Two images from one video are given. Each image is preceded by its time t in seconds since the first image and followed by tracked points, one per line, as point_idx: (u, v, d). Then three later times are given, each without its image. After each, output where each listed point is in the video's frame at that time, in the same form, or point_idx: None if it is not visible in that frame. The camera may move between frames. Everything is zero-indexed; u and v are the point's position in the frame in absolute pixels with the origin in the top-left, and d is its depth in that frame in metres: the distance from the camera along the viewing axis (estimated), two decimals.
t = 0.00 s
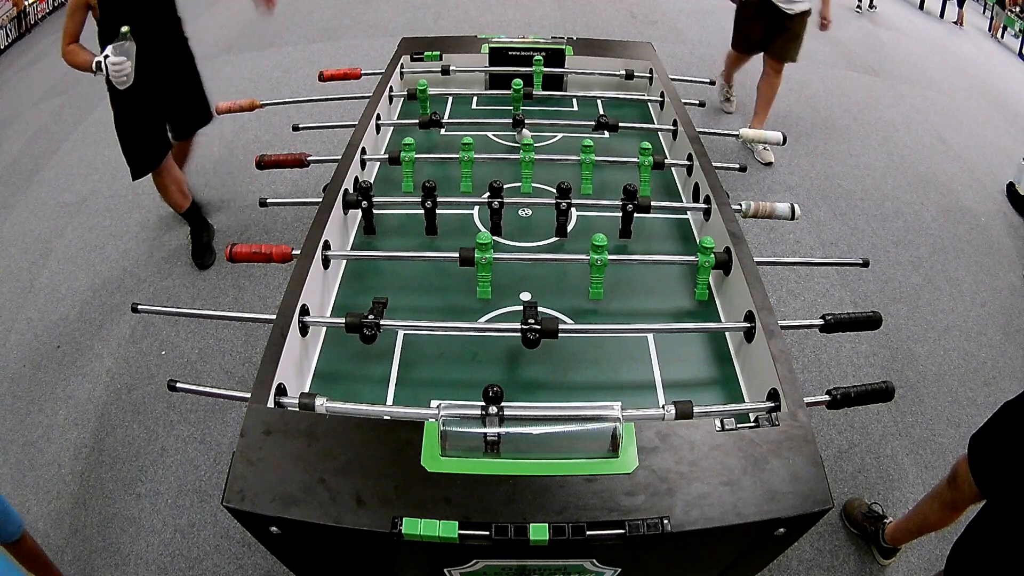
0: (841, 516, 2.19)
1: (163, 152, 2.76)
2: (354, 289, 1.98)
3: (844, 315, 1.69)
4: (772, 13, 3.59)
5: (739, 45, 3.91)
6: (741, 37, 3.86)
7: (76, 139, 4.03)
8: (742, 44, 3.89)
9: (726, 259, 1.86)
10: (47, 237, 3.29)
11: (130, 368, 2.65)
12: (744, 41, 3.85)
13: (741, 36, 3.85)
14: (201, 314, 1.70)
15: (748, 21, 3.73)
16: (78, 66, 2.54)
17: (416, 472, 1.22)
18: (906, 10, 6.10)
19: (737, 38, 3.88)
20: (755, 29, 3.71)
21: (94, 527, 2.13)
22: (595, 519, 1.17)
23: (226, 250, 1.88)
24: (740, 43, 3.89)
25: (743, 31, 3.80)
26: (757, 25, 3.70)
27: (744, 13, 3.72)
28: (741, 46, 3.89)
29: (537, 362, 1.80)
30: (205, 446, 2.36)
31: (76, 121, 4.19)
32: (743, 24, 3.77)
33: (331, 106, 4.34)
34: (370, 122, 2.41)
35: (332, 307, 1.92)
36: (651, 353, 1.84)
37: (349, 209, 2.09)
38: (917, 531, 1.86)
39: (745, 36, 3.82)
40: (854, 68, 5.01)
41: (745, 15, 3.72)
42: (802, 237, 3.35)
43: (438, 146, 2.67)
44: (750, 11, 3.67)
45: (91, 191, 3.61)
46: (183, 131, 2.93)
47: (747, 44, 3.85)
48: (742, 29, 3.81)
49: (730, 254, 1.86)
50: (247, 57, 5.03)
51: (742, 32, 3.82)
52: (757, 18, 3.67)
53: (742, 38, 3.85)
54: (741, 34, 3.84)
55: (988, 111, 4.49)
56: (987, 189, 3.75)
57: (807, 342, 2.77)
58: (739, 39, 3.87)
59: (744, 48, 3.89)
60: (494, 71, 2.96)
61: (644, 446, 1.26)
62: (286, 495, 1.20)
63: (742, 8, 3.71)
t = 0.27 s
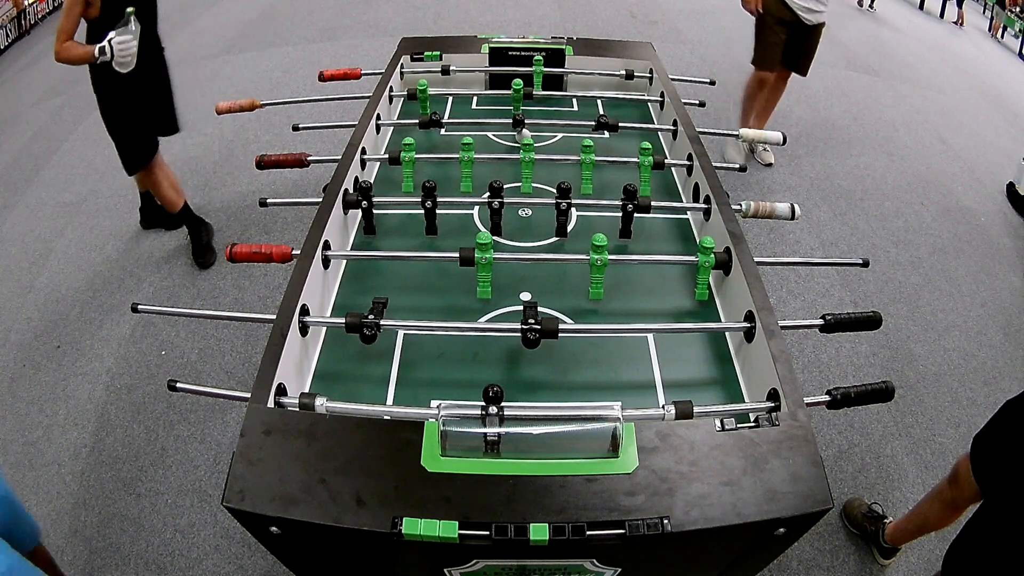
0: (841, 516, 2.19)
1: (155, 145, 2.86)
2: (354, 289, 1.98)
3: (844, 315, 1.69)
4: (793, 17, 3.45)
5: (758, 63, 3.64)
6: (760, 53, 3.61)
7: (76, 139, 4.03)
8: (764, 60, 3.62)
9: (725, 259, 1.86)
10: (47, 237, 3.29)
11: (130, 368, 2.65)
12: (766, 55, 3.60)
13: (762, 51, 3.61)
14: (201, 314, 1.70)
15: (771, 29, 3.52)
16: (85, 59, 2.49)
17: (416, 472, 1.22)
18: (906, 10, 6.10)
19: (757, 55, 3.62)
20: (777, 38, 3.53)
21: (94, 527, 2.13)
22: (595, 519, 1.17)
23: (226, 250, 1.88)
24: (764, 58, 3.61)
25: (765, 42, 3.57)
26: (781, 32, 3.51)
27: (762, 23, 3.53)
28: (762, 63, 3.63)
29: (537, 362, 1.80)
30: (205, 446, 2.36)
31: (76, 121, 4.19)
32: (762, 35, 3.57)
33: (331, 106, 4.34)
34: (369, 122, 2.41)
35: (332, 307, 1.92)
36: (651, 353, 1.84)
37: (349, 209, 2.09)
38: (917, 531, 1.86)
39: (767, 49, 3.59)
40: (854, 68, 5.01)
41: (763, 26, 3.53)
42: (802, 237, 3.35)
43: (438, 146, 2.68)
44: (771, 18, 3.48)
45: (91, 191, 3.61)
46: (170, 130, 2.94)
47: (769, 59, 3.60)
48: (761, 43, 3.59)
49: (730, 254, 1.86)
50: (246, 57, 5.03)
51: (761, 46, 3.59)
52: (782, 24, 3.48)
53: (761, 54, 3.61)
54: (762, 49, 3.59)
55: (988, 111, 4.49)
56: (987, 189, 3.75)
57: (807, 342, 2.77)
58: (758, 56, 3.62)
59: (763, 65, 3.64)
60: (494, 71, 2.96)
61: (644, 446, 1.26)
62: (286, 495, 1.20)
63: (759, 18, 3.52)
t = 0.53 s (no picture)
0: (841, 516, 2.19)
1: (139, 141, 2.92)
2: (354, 288, 1.98)
3: (844, 315, 1.69)
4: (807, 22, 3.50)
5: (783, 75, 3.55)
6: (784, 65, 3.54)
7: (76, 139, 4.03)
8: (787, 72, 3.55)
9: (725, 259, 1.86)
10: (47, 237, 3.29)
11: (130, 368, 2.65)
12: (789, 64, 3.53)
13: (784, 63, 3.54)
14: (201, 314, 1.70)
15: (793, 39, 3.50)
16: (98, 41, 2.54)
17: (417, 472, 1.22)
18: (906, 10, 6.10)
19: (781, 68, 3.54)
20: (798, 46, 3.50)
21: (94, 527, 2.13)
22: (595, 519, 1.17)
23: (226, 250, 1.88)
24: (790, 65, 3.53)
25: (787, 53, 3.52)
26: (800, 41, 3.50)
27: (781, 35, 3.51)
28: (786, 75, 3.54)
29: (537, 362, 1.80)
30: (205, 446, 2.36)
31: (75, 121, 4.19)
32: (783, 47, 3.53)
33: (331, 107, 4.35)
34: (369, 122, 2.41)
35: (332, 307, 1.92)
36: (651, 353, 1.84)
37: (349, 209, 2.09)
38: (917, 531, 1.86)
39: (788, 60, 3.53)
40: (854, 68, 5.01)
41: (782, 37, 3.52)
42: (802, 237, 3.35)
43: (438, 146, 2.68)
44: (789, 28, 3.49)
45: (91, 191, 3.61)
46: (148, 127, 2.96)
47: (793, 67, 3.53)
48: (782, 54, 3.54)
49: (730, 254, 1.86)
50: (246, 56, 5.03)
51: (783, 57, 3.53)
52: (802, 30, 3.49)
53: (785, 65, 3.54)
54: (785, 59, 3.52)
55: (988, 111, 4.49)
56: (987, 189, 3.75)
57: (807, 342, 2.77)
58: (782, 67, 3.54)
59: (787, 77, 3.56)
60: (494, 72, 2.96)
61: (644, 446, 1.26)
62: (286, 495, 1.20)
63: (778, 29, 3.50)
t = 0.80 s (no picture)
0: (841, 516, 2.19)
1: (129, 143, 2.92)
2: (354, 288, 1.98)
3: (844, 315, 1.69)
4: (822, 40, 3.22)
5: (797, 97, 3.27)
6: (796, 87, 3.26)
7: (76, 139, 4.03)
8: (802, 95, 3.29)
9: (725, 259, 1.86)
10: (47, 237, 3.29)
11: (130, 368, 2.65)
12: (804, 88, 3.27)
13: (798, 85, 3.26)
14: (201, 314, 1.70)
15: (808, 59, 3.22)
16: (103, 35, 2.56)
17: (417, 472, 1.22)
18: (906, 10, 6.10)
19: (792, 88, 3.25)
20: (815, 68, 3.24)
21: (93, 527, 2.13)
22: (596, 519, 1.17)
23: (226, 250, 1.88)
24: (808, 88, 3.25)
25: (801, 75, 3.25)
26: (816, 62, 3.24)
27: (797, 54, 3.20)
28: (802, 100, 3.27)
29: (537, 362, 1.80)
30: (205, 446, 2.36)
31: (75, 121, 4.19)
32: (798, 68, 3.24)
33: (331, 107, 4.34)
34: (369, 122, 2.41)
35: (332, 307, 1.92)
36: (651, 353, 1.84)
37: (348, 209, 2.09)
38: (916, 531, 1.86)
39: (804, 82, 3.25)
40: (854, 68, 5.01)
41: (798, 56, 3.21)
42: (802, 237, 3.35)
43: (438, 146, 2.68)
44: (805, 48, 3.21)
45: (91, 191, 3.61)
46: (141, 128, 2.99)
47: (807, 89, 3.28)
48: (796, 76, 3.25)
49: (730, 254, 1.86)
50: (246, 56, 5.03)
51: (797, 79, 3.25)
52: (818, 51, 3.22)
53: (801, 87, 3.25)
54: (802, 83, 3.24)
55: (988, 111, 4.49)
56: (987, 189, 3.75)
57: (807, 342, 2.77)
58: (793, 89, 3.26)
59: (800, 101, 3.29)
60: (494, 72, 2.96)
61: (644, 446, 1.26)
62: (286, 495, 1.20)
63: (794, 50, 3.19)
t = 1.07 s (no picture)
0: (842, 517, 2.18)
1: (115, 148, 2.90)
2: (354, 289, 1.98)
3: (844, 315, 1.69)
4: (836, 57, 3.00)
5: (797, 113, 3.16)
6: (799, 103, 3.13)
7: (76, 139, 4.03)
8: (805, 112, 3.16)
9: (725, 259, 1.86)
10: (47, 237, 3.29)
11: (131, 368, 2.65)
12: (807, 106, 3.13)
13: (800, 102, 3.13)
14: (201, 314, 1.70)
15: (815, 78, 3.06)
16: (91, 40, 2.58)
17: (417, 472, 1.22)
18: (906, 10, 6.10)
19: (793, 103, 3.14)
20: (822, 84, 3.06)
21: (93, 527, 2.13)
22: (596, 519, 1.17)
23: (226, 250, 1.88)
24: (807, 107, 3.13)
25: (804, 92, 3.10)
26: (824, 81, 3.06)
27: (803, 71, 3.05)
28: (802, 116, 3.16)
29: (537, 362, 1.80)
30: (205, 446, 2.36)
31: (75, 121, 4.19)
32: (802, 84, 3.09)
33: (331, 107, 4.35)
34: (370, 122, 2.41)
35: (332, 307, 1.92)
36: (651, 353, 1.84)
37: (349, 209, 2.09)
38: (916, 531, 1.86)
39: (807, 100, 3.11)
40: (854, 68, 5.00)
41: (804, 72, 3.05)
42: (802, 237, 3.35)
43: (438, 146, 2.68)
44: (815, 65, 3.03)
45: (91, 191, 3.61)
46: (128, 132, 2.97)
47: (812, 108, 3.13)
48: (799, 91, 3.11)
49: (730, 254, 1.86)
50: (246, 56, 5.03)
51: (800, 95, 3.12)
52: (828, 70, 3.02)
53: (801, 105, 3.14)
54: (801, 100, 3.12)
55: (988, 112, 4.49)
56: (987, 189, 3.75)
57: (807, 342, 2.77)
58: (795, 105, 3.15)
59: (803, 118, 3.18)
60: (493, 72, 2.96)
61: (644, 446, 1.26)
62: (287, 495, 1.20)
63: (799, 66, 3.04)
